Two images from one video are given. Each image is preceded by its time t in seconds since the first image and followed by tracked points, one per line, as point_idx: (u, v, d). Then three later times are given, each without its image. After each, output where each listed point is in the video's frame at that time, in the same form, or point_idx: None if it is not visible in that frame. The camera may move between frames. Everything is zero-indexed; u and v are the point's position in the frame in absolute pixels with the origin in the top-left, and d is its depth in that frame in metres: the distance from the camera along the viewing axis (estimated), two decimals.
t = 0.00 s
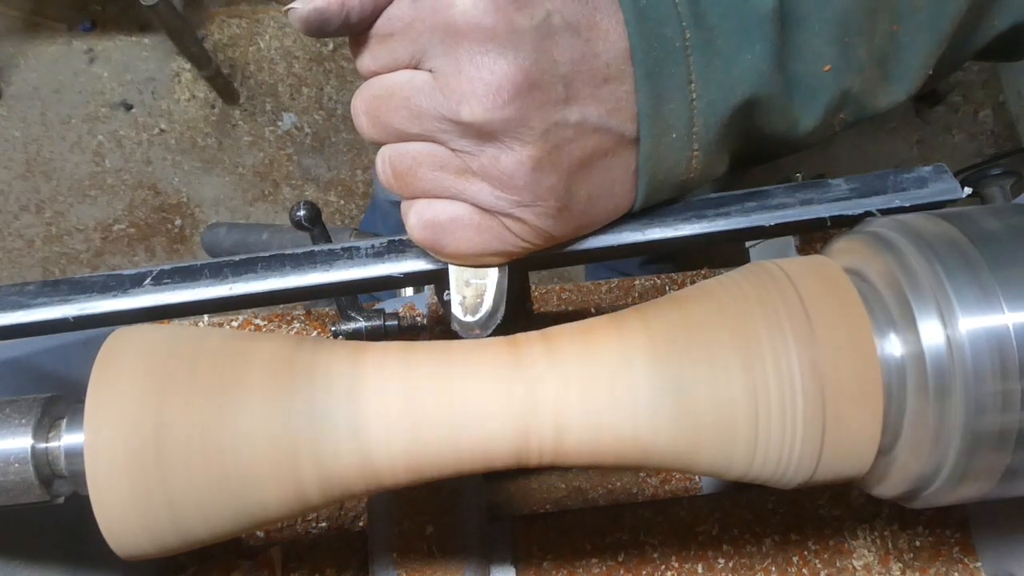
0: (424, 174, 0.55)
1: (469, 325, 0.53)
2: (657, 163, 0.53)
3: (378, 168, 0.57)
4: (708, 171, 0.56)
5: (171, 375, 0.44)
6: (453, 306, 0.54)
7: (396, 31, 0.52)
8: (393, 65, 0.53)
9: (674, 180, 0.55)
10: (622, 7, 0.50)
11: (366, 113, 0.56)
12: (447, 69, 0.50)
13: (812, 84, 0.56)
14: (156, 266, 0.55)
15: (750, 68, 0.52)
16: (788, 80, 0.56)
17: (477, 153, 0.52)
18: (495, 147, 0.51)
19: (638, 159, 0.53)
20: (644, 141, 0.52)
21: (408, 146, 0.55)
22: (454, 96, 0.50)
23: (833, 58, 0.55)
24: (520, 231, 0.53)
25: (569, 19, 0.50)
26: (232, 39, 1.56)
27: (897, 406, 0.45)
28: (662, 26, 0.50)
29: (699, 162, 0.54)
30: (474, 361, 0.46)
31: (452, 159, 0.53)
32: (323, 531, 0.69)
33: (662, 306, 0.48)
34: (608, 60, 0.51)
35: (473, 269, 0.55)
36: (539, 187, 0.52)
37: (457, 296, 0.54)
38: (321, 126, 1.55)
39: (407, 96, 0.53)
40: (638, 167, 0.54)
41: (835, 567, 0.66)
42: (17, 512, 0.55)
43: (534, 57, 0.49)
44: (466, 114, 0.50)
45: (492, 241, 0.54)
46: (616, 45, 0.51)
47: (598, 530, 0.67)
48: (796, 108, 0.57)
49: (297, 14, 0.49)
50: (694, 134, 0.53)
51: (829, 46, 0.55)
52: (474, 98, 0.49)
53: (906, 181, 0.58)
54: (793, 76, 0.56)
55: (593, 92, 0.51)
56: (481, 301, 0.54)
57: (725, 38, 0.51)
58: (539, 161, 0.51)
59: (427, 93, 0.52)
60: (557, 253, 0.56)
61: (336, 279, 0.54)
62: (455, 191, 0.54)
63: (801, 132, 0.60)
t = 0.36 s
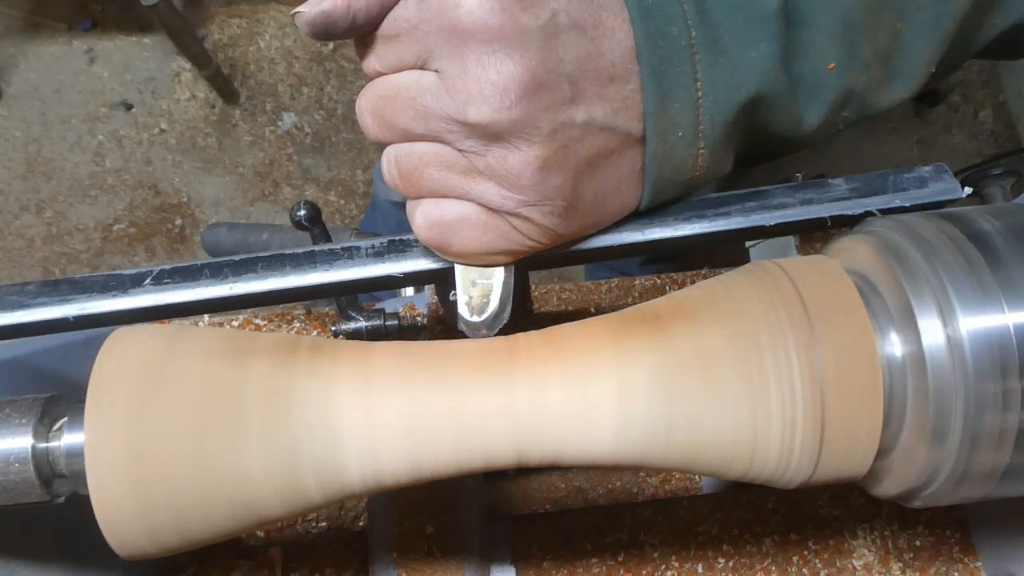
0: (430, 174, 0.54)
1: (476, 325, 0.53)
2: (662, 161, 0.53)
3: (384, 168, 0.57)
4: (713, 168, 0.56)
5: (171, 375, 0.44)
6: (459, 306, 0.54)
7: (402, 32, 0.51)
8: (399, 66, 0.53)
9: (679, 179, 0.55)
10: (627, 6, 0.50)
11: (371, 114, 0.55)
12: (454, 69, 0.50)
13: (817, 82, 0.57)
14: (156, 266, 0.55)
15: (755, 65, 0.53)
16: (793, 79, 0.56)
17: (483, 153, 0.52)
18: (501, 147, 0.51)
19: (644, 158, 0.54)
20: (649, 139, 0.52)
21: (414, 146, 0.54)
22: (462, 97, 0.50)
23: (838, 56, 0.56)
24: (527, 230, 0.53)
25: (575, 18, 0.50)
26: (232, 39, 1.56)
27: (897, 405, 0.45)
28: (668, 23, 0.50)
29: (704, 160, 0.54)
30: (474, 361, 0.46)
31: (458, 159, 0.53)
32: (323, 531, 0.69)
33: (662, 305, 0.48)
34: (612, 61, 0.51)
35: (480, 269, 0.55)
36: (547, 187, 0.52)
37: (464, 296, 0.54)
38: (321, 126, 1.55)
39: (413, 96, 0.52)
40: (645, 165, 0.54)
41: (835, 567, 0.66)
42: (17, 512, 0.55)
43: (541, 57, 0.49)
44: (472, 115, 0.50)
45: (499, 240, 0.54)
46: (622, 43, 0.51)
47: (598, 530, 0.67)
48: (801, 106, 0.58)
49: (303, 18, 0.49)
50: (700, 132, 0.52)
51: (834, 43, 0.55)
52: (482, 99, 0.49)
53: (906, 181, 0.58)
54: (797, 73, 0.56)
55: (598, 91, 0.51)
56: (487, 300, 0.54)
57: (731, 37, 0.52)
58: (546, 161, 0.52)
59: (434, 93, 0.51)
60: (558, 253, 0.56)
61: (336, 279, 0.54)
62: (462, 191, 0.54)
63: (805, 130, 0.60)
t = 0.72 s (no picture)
0: (435, 174, 0.54)
1: (482, 326, 0.52)
2: (668, 161, 0.53)
3: (390, 169, 0.57)
4: (719, 168, 0.56)
5: (171, 375, 0.44)
6: (465, 307, 0.54)
7: (408, 33, 0.51)
8: (402, 66, 0.53)
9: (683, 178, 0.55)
10: (633, 6, 0.50)
11: (376, 114, 0.55)
12: (460, 69, 0.50)
13: (822, 81, 0.57)
14: (156, 266, 0.55)
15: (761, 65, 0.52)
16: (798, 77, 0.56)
17: (489, 153, 0.52)
18: (507, 147, 0.52)
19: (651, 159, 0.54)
20: (655, 138, 0.52)
21: (420, 147, 0.54)
22: (470, 97, 0.50)
23: (843, 56, 0.55)
24: (533, 230, 0.53)
25: (580, 18, 0.51)
26: (232, 39, 1.56)
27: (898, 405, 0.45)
28: (673, 23, 0.50)
29: (711, 159, 0.54)
30: (475, 361, 0.46)
31: (464, 160, 0.53)
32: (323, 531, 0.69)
33: (662, 306, 0.48)
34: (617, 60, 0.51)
35: (485, 269, 0.55)
36: (555, 188, 0.52)
37: (470, 296, 0.54)
38: (322, 126, 1.55)
39: (419, 97, 0.52)
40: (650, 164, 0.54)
41: (835, 567, 0.66)
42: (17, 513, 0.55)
43: (547, 57, 0.50)
44: (480, 116, 0.50)
45: (505, 240, 0.53)
46: (627, 42, 0.51)
47: (598, 530, 0.67)
48: (806, 105, 0.58)
49: (309, 19, 0.49)
50: (706, 132, 0.53)
51: (839, 42, 0.55)
52: (489, 99, 0.50)
53: (906, 181, 0.58)
54: (802, 72, 0.56)
55: (604, 91, 0.51)
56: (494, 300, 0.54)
57: (735, 36, 0.51)
58: (553, 161, 0.52)
59: (441, 94, 0.51)
60: (556, 253, 0.56)
61: (336, 279, 0.54)
62: (468, 191, 0.54)
63: (808, 130, 0.60)
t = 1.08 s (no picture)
0: (438, 175, 0.54)
1: (485, 328, 0.52)
2: (670, 160, 0.53)
3: (391, 170, 0.56)
4: (721, 167, 0.56)
5: (170, 375, 0.44)
6: (468, 309, 0.53)
7: (411, 33, 0.51)
8: (404, 66, 0.53)
9: (684, 178, 0.55)
10: (636, 6, 0.50)
11: (377, 115, 0.55)
12: (463, 69, 0.50)
13: (824, 80, 0.57)
14: (156, 266, 0.55)
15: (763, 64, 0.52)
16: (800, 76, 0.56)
17: (493, 153, 0.52)
18: (511, 148, 0.52)
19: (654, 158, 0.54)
20: (658, 138, 0.52)
21: (423, 147, 0.54)
22: (475, 97, 0.50)
23: (845, 55, 0.55)
24: (537, 230, 0.53)
25: (584, 18, 0.51)
26: (232, 39, 1.56)
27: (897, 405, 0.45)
28: (676, 23, 0.50)
29: (714, 158, 0.54)
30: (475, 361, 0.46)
31: (467, 161, 0.53)
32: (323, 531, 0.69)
33: (661, 306, 0.48)
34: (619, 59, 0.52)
35: (488, 270, 0.55)
36: (560, 189, 0.52)
37: (473, 297, 0.53)
38: (322, 126, 1.55)
39: (422, 97, 0.52)
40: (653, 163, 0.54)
41: (835, 567, 0.66)
42: (16, 513, 0.55)
43: (551, 57, 0.50)
44: (485, 117, 0.50)
45: (509, 240, 0.53)
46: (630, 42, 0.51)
47: (598, 530, 0.67)
48: (808, 103, 0.58)
49: (311, 20, 0.49)
50: (708, 130, 0.53)
51: (841, 42, 0.55)
52: (493, 100, 0.50)
53: (906, 181, 0.58)
54: (803, 72, 0.56)
55: (608, 91, 0.52)
56: (497, 300, 0.54)
57: (738, 36, 0.51)
58: (558, 161, 0.52)
59: (445, 94, 0.51)
60: (556, 253, 0.56)
61: (336, 279, 0.54)
62: (471, 192, 0.54)
63: (810, 128, 0.60)
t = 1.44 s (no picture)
0: (442, 175, 0.54)
1: (490, 328, 0.53)
2: (674, 160, 0.53)
3: (396, 169, 0.56)
4: (724, 167, 0.56)
5: (170, 375, 0.44)
6: (472, 309, 0.54)
7: (415, 34, 0.51)
8: (408, 65, 0.53)
9: (686, 178, 0.55)
10: (639, 5, 0.50)
11: (381, 115, 0.55)
12: (467, 69, 0.50)
13: (825, 81, 0.56)
14: (156, 266, 0.55)
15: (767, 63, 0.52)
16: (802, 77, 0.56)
17: (497, 153, 0.52)
18: (514, 147, 0.51)
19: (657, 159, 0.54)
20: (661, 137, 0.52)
21: (427, 146, 0.54)
22: (479, 97, 0.50)
23: (846, 54, 0.55)
24: (540, 229, 0.53)
25: (588, 18, 0.50)
26: (232, 39, 1.56)
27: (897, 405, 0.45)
28: (678, 22, 0.50)
29: (717, 158, 0.54)
30: (475, 363, 0.46)
31: (471, 160, 0.53)
32: (323, 531, 0.69)
33: (660, 306, 0.48)
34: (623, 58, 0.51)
35: (493, 271, 0.55)
36: (563, 188, 0.52)
37: (476, 298, 0.54)
38: (321, 126, 1.55)
39: (425, 98, 0.52)
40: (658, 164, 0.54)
41: (835, 567, 0.66)
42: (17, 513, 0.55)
43: (556, 57, 0.49)
44: (489, 117, 0.50)
45: (512, 240, 0.53)
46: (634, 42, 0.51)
47: (598, 530, 0.67)
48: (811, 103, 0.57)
49: (313, 20, 0.49)
50: (712, 130, 0.52)
51: (843, 40, 0.55)
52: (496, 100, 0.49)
53: (906, 181, 0.58)
54: (806, 71, 0.56)
55: (613, 91, 0.51)
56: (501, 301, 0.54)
57: (741, 34, 0.51)
58: (562, 161, 0.52)
59: (448, 94, 0.51)
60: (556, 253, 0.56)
61: (336, 279, 0.54)
62: (475, 191, 0.54)
63: (813, 128, 0.59)
